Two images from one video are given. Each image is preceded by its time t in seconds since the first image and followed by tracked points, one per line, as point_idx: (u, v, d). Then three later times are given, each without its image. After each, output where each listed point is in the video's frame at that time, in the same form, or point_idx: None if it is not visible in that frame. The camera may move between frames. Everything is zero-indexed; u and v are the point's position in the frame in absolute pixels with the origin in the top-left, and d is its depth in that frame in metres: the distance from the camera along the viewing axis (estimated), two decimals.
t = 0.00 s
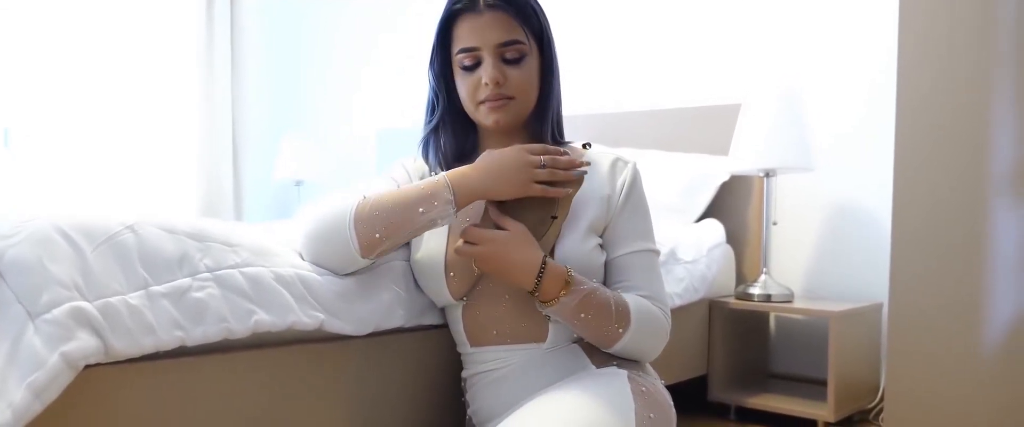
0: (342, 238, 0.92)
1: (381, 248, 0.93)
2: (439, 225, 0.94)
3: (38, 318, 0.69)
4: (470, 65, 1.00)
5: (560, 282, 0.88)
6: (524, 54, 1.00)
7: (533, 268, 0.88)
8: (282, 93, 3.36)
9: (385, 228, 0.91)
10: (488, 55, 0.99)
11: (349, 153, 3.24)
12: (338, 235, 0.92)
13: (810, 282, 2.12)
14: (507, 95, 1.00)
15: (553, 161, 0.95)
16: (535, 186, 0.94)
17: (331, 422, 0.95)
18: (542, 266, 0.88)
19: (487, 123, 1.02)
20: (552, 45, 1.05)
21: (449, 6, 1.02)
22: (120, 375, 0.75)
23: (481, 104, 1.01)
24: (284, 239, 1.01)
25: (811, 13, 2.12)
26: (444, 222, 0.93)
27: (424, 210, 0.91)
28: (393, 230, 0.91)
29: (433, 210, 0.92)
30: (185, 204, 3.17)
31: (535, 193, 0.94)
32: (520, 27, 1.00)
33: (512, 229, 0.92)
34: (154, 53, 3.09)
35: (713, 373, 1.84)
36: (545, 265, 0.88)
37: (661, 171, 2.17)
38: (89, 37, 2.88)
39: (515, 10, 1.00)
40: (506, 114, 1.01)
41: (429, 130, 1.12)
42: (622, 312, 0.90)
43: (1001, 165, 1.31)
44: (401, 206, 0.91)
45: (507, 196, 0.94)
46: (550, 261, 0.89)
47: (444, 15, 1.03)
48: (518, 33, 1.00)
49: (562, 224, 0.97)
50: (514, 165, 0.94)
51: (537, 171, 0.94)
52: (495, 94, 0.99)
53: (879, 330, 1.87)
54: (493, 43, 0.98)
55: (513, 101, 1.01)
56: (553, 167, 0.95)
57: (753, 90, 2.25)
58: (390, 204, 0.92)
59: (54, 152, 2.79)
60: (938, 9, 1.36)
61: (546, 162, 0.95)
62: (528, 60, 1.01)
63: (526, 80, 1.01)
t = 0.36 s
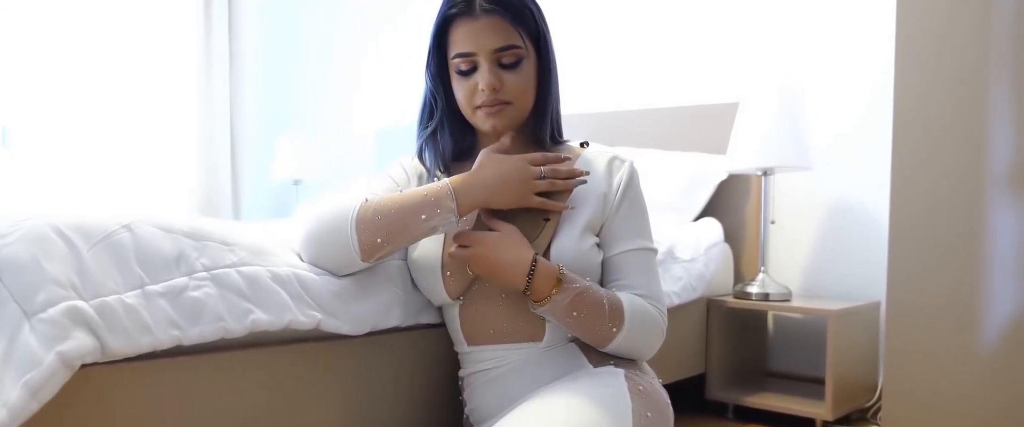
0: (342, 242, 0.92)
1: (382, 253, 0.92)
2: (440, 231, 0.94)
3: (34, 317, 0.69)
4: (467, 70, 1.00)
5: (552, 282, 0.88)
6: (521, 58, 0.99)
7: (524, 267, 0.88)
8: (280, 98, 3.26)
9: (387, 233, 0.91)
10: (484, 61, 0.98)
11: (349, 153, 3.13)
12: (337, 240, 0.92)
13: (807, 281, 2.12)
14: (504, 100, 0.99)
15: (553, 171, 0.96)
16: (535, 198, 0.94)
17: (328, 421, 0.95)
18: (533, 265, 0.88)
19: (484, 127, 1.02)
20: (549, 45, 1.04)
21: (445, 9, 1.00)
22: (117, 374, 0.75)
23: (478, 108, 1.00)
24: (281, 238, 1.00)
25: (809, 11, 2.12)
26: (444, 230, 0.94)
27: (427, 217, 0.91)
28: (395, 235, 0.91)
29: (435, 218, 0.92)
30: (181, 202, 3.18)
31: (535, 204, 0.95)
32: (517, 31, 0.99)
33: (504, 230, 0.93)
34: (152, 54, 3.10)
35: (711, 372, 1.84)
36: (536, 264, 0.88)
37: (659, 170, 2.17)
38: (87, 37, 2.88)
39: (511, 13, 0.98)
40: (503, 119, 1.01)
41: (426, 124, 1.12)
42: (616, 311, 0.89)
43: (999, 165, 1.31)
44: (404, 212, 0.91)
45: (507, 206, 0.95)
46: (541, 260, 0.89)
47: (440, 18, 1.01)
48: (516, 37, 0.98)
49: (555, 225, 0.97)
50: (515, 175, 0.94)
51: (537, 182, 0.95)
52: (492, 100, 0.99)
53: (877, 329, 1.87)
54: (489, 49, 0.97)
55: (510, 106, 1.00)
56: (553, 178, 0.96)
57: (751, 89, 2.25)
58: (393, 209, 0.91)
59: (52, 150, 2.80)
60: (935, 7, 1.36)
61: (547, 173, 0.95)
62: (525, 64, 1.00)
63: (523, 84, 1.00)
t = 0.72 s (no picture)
0: (344, 244, 0.92)
1: (382, 257, 0.92)
2: (439, 238, 0.94)
3: (31, 315, 0.69)
4: (460, 69, 1.00)
5: (545, 282, 0.88)
6: (514, 56, 0.99)
7: (517, 268, 0.89)
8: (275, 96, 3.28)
9: (388, 238, 0.91)
10: (477, 60, 0.98)
11: (349, 152, 3.11)
12: (336, 241, 0.92)
13: (805, 278, 2.12)
14: (498, 99, 0.99)
15: (556, 182, 0.96)
16: (538, 208, 0.95)
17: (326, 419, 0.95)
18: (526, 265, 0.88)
19: (479, 127, 1.02)
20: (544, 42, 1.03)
21: (437, 8, 1.00)
22: (114, 372, 0.75)
23: (472, 108, 1.00)
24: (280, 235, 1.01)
25: (807, 9, 2.12)
26: (445, 237, 0.94)
27: (429, 223, 0.91)
28: (396, 240, 0.91)
29: (437, 225, 0.92)
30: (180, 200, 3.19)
31: (536, 214, 0.95)
32: (510, 29, 0.98)
33: (494, 233, 0.94)
34: (150, 51, 3.10)
35: (709, 370, 1.84)
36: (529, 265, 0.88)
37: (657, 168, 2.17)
38: (85, 35, 2.88)
39: (503, 11, 0.98)
40: (498, 118, 1.01)
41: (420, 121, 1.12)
42: (611, 310, 0.89)
43: (998, 164, 1.32)
44: (408, 218, 0.91)
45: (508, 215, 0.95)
46: (533, 259, 0.89)
47: (432, 16, 1.01)
48: (508, 36, 0.98)
49: (546, 226, 0.97)
50: (518, 185, 0.95)
51: (540, 193, 0.95)
52: (486, 99, 0.99)
53: (875, 327, 1.87)
54: (482, 48, 0.97)
55: (504, 105, 1.00)
56: (555, 188, 0.96)
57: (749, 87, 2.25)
58: (395, 214, 0.91)
59: (51, 149, 2.81)
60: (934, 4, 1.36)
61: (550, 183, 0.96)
62: (519, 63, 1.00)
63: (517, 83, 1.00)
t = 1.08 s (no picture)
0: (343, 244, 0.91)
1: (382, 257, 0.92)
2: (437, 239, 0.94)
3: (28, 312, 0.69)
4: (457, 73, 0.99)
5: (538, 276, 0.88)
6: (511, 60, 0.98)
7: (509, 263, 0.88)
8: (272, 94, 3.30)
9: (391, 239, 0.91)
10: (474, 65, 0.97)
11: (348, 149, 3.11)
12: (335, 240, 0.91)
13: (805, 275, 2.12)
14: (495, 104, 0.99)
15: (555, 182, 0.97)
16: (537, 207, 0.95)
17: (323, 416, 0.95)
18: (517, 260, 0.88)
19: (476, 130, 1.02)
20: (540, 42, 1.02)
21: (432, 10, 0.99)
22: (111, 369, 0.75)
23: (469, 112, 1.00)
24: (271, 231, 1.01)
25: (806, 6, 2.12)
26: (445, 239, 0.94)
27: (431, 224, 0.92)
28: (398, 240, 0.91)
29: (439, 226, 0.92)
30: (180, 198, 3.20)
31: (535, 213, 0.95)
32: (507, 32, 0.97)
33: (487, 231, 0.94)
34: (148, 48, 3.09)
35: (708, 368, 1.84)
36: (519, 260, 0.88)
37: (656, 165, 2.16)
38: (84, 32, 2.88)
39: (499, 15, 0.96)
40: (495, 123, 1.00)
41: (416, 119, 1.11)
42: (606, 306, 0.89)
43: (995, 161, 1.31)
44: (411, 219, 0.91)
45: (508, 215, 0.96)
46: (524, 254, 0.89)
47: (427, 18, 1.00)
48: (505, 39, 0.97)
49: (540, 222, 0.97)
50: (517, 184, 0.95)
51: (539, 193, 0.95)
52: (483, 103, 0.98)
53: (874, 325, 1.87)
54: (478, 53, 0.96)
55: (501, 109, 0.99)
56: (554, 187, 0.97)
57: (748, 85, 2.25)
58: (398, 213, 0.91)
59: (51, 149, 2.81)
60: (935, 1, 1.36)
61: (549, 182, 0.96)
62: (515, 66, 0.99)
63: (514, 87, 0.99)
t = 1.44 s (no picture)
0: (343, 245, 0.91)
1: (381, 256, 0.92)
2: (437, 239, 0.95)
3: (23, 310, 0.68)
4: (455, 80, 0.98)
5: (535, 274, 0.87)
6: (508, 67, 0.97)
7: (505, 261, 0.88)
8: (271, 94, 3.32)
9: (391, 238, 0.91)
10: (472, 74, 0.96)
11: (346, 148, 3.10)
12: (334, 241, 0.91)
13: (804, 272, 2.12)
14: (493, 111, 0.98)
15: (552, 176, 0.97)
16: (536, 202, 0.95)
17: (320, 415, 0.95)
18: (514, 259, 0.88)
19: (474, 136, 1.01)
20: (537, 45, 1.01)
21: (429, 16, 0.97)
22: (108, 367, 0.75)
23: (467, 119, 0.99)
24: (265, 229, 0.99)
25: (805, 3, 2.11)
26: (444, 239, 0.94)
27: (431, 224, 0.92)
28: (397, 239, 0.91)
29: (438, 226, 0.92)
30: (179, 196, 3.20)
31: (534, 209, 0.95)
32: (504, 39, 0.96)
33: (485, 230, 0.94)
34: (146, 47, 3.08)
35: (707, 365, 1.84)
36: (517, 259, 0.88)
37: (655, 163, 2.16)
38: (82, 31, 2.87)
39: (496, 22, 0.95)
40: (493, 129, 1.00)
41: (412, 118, 1.10)
42: (603, 305, 0.89)
43: (993, 160, 1.31)
44: (411, 218, 0.91)
45: (506, 212, 0.96)
46: (521, 252, 0.88)
47: (424, 24, 0.98)
48: (503, 47, 0.96)
49: (538, 221, 0.97)
50: (514, 180, 0.95)
51: (536, 188, 0.95)
52: (481, 111, 0.97)
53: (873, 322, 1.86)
54: (477, 62, 0.95)
55: (499, 116, 0.99)
56: (551, 181, 0.96)
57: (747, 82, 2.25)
58: (397, 213, 0.91)
59: (50, 148, 2.82)
60: None
61: (546, 177, 0.96)
62: (513, 73, 0.98)
63: (512, 93, 0.99)
